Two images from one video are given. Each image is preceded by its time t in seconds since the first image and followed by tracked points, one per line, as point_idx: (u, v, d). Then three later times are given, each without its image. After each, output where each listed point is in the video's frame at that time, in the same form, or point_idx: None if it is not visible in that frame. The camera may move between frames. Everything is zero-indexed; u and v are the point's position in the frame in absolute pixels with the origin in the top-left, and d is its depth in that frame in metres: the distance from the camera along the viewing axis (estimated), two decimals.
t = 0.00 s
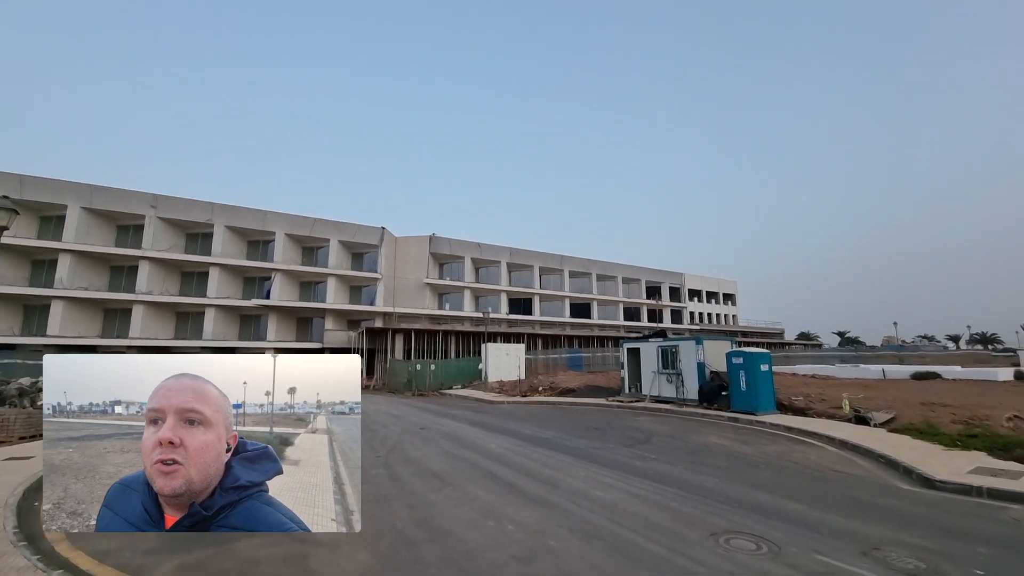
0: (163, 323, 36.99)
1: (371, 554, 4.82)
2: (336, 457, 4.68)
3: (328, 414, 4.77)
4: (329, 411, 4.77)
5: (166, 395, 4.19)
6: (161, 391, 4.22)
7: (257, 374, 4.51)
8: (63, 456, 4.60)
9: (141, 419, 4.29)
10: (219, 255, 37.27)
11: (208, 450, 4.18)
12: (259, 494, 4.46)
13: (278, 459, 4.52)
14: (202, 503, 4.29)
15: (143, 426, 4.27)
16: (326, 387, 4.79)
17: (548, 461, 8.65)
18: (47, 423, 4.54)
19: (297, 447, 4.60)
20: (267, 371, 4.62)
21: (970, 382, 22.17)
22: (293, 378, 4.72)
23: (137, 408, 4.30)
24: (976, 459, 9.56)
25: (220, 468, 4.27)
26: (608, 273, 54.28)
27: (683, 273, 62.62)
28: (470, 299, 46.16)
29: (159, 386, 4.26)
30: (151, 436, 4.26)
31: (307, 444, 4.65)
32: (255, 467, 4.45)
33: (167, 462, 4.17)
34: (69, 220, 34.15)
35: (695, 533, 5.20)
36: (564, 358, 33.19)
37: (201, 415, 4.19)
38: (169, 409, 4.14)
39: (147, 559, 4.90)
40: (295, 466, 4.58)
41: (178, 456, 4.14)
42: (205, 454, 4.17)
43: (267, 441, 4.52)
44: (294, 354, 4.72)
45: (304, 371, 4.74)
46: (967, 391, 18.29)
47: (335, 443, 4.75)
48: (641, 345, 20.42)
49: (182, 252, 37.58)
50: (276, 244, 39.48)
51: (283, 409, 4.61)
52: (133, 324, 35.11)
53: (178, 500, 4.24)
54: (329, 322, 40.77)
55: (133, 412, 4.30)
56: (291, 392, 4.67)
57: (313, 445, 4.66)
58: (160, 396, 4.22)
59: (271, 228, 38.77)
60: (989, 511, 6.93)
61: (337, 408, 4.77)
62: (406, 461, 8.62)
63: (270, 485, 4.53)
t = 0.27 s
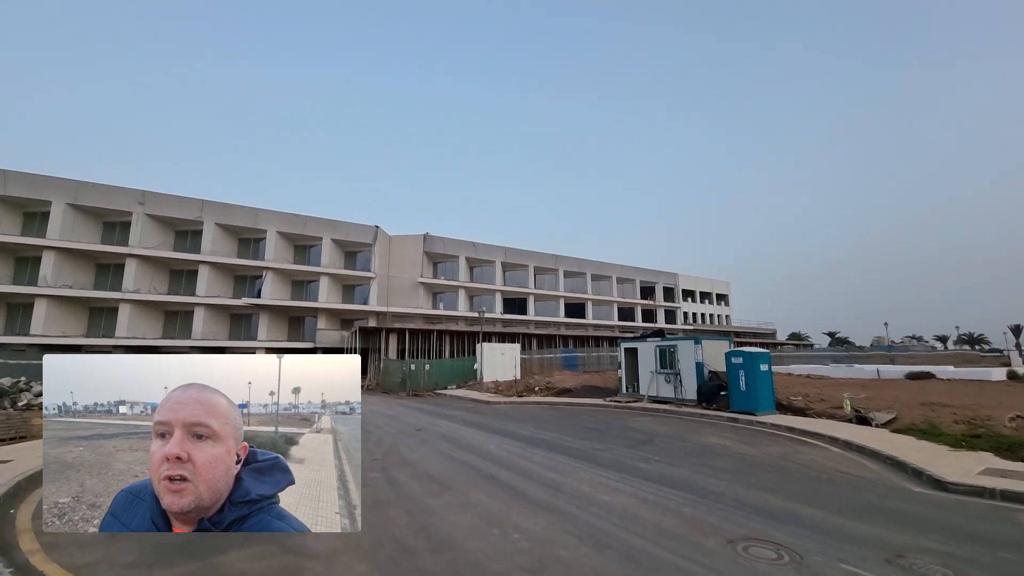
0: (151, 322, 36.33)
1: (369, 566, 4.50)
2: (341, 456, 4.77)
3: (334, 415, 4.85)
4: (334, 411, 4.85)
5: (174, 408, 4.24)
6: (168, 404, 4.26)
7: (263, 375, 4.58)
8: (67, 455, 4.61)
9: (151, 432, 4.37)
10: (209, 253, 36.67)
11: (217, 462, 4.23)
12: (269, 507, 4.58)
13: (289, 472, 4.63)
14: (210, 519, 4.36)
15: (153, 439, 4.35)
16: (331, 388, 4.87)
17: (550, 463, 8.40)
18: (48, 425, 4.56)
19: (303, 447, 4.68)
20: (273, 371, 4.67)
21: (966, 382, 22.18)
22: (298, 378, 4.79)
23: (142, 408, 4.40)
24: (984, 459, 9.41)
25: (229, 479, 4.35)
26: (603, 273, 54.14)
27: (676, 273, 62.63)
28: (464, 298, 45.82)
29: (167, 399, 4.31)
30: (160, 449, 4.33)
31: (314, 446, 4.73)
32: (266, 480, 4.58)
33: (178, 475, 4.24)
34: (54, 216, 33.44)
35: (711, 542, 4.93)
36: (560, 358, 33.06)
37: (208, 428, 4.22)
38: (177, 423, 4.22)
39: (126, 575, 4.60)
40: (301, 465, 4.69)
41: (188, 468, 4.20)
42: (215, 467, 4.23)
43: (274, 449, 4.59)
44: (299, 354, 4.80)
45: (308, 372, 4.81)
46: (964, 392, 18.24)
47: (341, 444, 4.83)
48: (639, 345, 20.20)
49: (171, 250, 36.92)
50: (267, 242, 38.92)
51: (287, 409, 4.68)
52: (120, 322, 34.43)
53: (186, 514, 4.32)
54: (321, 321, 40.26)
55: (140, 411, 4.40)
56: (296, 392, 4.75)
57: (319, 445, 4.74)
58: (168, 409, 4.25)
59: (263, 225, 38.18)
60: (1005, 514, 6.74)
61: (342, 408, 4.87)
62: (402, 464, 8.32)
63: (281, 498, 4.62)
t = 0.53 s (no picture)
0: (144, 322, 35.82)
1: None
2: (344, 454, 4.94)
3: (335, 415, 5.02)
4: (336, 410, 5.02)
5: (182, 409, 4.24)
6: (176, 407, 4.26)
7: (265, 375, 4.70)
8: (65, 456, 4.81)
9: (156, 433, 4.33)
10: (203, 252, 36.19)
11: (225, 462, 4.24)
12: (277, 509, 4.62)
13: (297, 474, 4.72)
14: (220, 521, 4.34)
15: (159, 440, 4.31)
16: (333, 389, 5.06)
17: (555, 470, 8.09)
18: (52, 423, 4.74)
19: (306, 445, 4.81)
20: (275, 373, 4.79)
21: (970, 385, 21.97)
22: (300, 378, 4.94)
23: (143, 408, 4.50)
24: (1001, 465, 9.16)
25: (239, 480, 4.37)
26: (601, 274, 53.86)
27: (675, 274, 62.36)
28: (462, 299, 45.42)
29: (174, 402, 4.30)
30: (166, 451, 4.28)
31: (317, 445, 4.87)
32: (273, 482, 4.64)
33: (188, 476, 4.23)
34: (45, 214, 32.93)
35: (735, 557, 4.64)
36: (558, 360, 32.81)
37: (217, 427, 4.22)
38: (187, 423, 4.22)
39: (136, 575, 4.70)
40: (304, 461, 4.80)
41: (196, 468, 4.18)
42: (225, 466, 4.25)
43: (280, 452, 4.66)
44: (301, 355, 4.95)
45: (309, 373, 4.96)
46: (970, 394, 18.03)
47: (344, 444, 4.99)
48: (640, 347, 19.90)
49: (164, 249, 36.44)
50: (262, 241, 38.48)
51: (290, 408, 4.78)
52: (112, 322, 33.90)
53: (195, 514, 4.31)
54: (317, 321, 39.77)
55: (142, 411, 4.50)
56: (298, 391, 4.91)
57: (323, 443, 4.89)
58: (176, 410, 4.25)
59: (258, 224, 37.74)
60: None
61: (343, 409, 5.06)
62: (402, 471, 8.00)
63: (288, 500, 4.66)
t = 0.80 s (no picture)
0: (140, 325, 35.44)
1: None
2: (344, 452, 4.81)
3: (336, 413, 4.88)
4: (337, 409, 4.89)
5: (187, 415, 4.23)
6: (178, 413, 4.24)
7: (266, 375, 4.62)
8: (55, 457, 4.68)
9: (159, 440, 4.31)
10: (200, 255, 35.83)
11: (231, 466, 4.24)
12: (273, 509, 4.52)
13: (292, 474, 4.60)
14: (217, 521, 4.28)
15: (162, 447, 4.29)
16: (335, 388, 4.91)
17: (565, 477, 7.79)
18: (54, 422, 4.63)
19: (306, 444, 4.71)
20: (277, 372, 4.70)
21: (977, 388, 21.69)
22: (302, 376, 4.82)
23: (145, 406, 4.44)
24: None
25: (236, 483, 4.30)
26: (601, 277, 53.58)
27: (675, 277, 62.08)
28: (462, 302, 45.10)
29: (176, 407, 4.28)
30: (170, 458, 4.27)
31: (317, 444, 4.75)
32: (269, 482, 4.53)
33: (195, 479, 4.22)
34: (40, 216, 32.59)
35: None
36: (559, 363, 32.53)
37: (223, 432, 4.23)
38: (191, 428, 4.21)
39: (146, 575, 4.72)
40: (305, 460, 4.71)
41: (203, 472, 4.18)
42: (229, 470, 4.24)
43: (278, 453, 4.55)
44: (303, 353, 4.84)
45: (312, 371, 4.85)
46: (980, 398, 17.74)
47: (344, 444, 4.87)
48: (643, 349, 19.55)
49: (161, 251, 36.08)
50: (261, 243, 38.15)
51: (291, 407, 4.69)
52: (108, 325, 33.52)
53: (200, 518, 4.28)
54: (316, 324, 39.39)
55: (143, 410, 4.44)
56: (300, 389, 4.78)
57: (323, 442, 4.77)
58: (180, 416, 4.24)
59: (256, 226, 37.42)
60: None
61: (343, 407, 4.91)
62: (405, 478, 7.68)
63: (283, 499, 4.57)
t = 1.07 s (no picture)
0: (140, 324, 35.19)
1: None
2: (344, 454, 4.55)
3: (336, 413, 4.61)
4: (339, 409, 4.62)
5: (184, 417, 3.99)
6: (173, 415, 3.99)
7: (268, 374, 4.39)
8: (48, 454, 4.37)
9: (154, 442, 4.02)
10: (200, 253, 35.55)
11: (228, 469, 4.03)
12: (261, 511, 4.26)
13: (281, 478, 4.33)
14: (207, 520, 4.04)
15: (157, 449, 4.01)
16: (337, 387, 4.65)
17: (578, 483, 7.44)
18: (56, 423, 4.35)
19: (304, 444, 4.45)
20: (279, 371, 4.45)
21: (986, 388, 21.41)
22: (304, 375, 4.54)
23: (144, 406, 4.14)
24: None
25: (227, 485, 4.06)
26: (602, 276, 53.36)
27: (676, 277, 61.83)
28: (463, 301, 44.88)
29: (171, 409, 4.03)
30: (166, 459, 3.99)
31: (316, 444, 4.49)
32: (258, 485, 4.25)
33: (192, 482, 3.96)
34: (38, 214, 32.31)
35: None
36: (562, 363, 32.26)
37: (220, 436, 4.00)
38: (188, 432, 3.94)
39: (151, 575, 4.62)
40: (304, 461, 4.46)
41: (201, 476, 3.95)
42: (226, 473, 4.02)
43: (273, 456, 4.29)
44: (304, 352, 4.55)
45: (313, 370, 4.57)
46: (991, 399, 17.44)
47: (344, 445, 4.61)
48: (649, 349, 19.25)
49: (160, 249, 35.79)
50: (261, 242, 37.87)
51: (291, 407, 4.43)
52: (106, 325, 33.24)
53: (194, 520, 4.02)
54: (316, 324, 39.13)
55: (142, 411, 4.13)
56: (300, 389, 4.51)
57: (323, 442, 4.52)
58: (175, 418, 3.99)
59: (256, 224, 37.14)
60: None
61: (342, 407, 4.62)
62: (410, 484, 7.33)
63: (273, 501, 4.31)
